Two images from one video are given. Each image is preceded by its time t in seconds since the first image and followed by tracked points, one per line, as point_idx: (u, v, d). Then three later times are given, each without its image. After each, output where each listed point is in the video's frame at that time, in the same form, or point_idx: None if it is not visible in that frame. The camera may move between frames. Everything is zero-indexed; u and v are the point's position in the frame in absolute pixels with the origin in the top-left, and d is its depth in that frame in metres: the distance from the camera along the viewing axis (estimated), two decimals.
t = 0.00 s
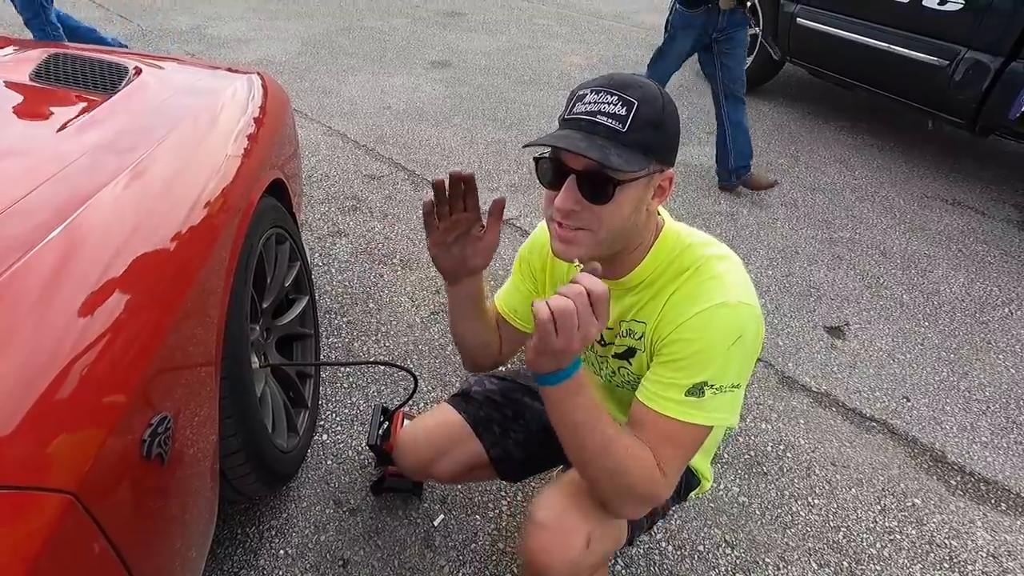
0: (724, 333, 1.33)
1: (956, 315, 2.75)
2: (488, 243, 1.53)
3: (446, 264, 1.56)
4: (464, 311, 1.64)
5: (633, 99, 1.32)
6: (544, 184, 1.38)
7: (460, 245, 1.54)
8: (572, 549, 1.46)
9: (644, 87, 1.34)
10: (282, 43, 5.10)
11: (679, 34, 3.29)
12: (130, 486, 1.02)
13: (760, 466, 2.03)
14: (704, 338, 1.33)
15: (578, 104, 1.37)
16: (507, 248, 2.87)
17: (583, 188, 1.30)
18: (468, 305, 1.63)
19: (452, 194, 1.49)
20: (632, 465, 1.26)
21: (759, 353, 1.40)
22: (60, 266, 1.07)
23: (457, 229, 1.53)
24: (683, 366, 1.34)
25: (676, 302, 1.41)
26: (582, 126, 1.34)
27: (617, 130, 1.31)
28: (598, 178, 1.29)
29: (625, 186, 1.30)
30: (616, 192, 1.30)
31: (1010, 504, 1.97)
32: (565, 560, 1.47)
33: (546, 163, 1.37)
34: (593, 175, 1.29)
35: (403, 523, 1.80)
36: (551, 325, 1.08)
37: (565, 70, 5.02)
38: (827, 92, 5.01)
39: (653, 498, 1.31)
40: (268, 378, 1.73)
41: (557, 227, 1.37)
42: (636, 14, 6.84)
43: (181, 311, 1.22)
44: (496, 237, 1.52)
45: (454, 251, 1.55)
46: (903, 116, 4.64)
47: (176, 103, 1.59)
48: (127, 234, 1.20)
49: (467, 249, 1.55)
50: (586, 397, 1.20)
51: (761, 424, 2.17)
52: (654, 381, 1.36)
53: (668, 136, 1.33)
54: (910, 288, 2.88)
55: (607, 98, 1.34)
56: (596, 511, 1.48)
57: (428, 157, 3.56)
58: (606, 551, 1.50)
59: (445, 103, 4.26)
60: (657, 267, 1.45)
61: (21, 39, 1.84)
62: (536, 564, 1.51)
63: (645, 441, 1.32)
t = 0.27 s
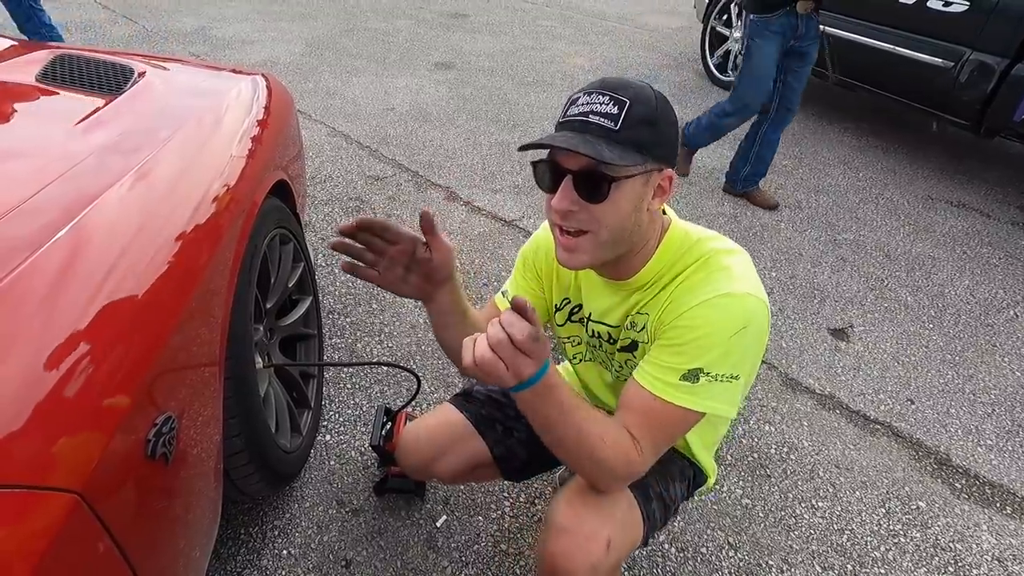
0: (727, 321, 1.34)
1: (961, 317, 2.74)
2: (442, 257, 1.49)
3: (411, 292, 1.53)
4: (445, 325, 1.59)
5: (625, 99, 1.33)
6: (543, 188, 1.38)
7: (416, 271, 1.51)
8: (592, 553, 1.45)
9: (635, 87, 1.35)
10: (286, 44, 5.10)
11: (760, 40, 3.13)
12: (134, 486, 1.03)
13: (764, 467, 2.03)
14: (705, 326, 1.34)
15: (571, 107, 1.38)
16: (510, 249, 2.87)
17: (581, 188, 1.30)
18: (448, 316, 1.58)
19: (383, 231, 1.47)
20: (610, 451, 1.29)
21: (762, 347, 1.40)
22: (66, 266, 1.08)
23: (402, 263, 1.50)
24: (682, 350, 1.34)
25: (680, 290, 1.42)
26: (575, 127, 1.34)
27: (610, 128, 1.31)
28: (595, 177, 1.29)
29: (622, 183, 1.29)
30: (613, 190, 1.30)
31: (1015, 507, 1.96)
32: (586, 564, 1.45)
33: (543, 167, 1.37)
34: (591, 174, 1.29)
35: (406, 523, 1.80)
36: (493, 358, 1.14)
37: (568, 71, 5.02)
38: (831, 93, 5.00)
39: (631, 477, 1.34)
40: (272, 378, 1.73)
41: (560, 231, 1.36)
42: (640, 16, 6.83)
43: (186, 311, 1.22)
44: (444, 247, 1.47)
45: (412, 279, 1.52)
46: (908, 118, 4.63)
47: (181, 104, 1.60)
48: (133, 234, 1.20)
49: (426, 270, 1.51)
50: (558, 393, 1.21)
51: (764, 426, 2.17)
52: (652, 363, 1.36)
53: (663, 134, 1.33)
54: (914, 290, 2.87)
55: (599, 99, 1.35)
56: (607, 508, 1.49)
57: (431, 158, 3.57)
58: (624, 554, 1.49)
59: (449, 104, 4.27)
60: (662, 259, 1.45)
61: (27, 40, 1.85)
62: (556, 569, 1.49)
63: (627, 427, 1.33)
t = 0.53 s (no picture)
0: (728, 326, 1.34)
1: (961, 318, 2.74)
2: (454, 268, 1.48)
3: (421, 302, 1.53)
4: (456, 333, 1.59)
5: (617, 105, 1.33)
6: (540, 194, 1.40)
7: (427, 283, 1.51)
8: (575, 535, 1.46)
9: (628, 92, 1.34)
10: (286, 44, 5.11)
11: (828, 63, 2.96)
12: (134, 484, 1.03)
13: (764, 467, 2.03)
14: (706, 330, 1.34)
15: (565, 113, 1.39)
16: (510, 249, 2.87)
17: (573, 196, 1.31)
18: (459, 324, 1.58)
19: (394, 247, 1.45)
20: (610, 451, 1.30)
21: (764, 350, 1.40)
22: (66, 266, 1.08)
23: (412, 275, 1.49)
24: (683, 353, 1.34)
25: (682, 293, 1.42)
26: (568, 135, 1.35)
27: (602, 136, 1.31)
28: (587, 185, 1.29)
29: (614, 191, 1.30)
30: (606, 198, 1.30)
31: (1014, 507, 1.96)
32: (570, 547, 1.46)
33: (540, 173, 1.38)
34: (582, 182, 1.29)
35: (406, 523, 1.80)
36: (502, 352, 1.15)
37: (569, 71, 5.02)
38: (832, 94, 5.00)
39: (626, 476, 1.35)
40: (272, 377, 1.73)
41: (555, 238, 1.37)
42: (641, 16, 6.83)
43: (186, 310, 1.22)
44: (456, 260, 1.46)
45: (423, 289, 1.52)
46: (908, 119, 4.63)
47: (181, 103, 1.60)
48: (133, 233, 1.20)
49: (437, 281, 1.51)
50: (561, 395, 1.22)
51: (764, 426, 2.17)
52: (652, 365, 1.36)
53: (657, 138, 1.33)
54: (915, 290, 2.87)
55: (591, 106, 1.35)
56: (597, 495, 1.49)
57: (432, 158, 3.57)
58: (610, 540, 1.49)
59: (449, 104, 4.27)
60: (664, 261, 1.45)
61: (28, 40, 1.85)
62: (542, 551, 1.51)
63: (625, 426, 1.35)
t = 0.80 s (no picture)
0: (719, 327, 1.34)
1: (959, 315, 2.74)
2: (454, 265, 1.50)
3: (422, 299, 1.54)
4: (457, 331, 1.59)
5: (625, 101, 1.32)
6: (542, 189, 1.40)
7: (428, 280, 1.52)
8: (563, 526, 1.46)
9: (636, 88, 1.34)
10: (285, 40, 5.10)
11: (912, 87, 2.73)
12: (133, 481, 1.03)
13: (761, 464, 2.03)
14: (697, 330, 1.34)
15: (571, 109, 1.39)
16: (508, 246, 2.87)
17: (577, 193, 1.31)
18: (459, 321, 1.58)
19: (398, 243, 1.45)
20: (600, 446, 1.31)
21: (756, 352, 1.41)
22: (64, 263, 1.08)
23: (413, 272, 1.50)
24: (672, 353, 1.35)
25: (677, 291, 1.42)
26: (574, 130, 1.35)
27: (608, 132, 1.31)
28: (591, 182, 1.29)
29: (618, 189, 1.30)
30: (609, 195, 1.30)
31: (1011, 504, 1.97)
32: (557, 536, 1.47)
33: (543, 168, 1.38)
34: (586, 179, 1.29)
35: (404, 519, 1.81)
36: (493, 346, 1.14)
37: (568, 68, 5.02)
38: (831, 91, 5.00)
39: (613, 470, 1.36)
40: (271, 374, 1.73)
41: (557, 234, 1.37)
42: (640, 13, 6.83)
43: (185, 307, 1.22)
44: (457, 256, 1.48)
45: (423, 287, 1.53)
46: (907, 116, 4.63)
47: (180, 100, 1.60)
48: (131, 229, 1.20)
49: (437, 278, 1.52)
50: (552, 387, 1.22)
51: (762, 423, 2.17)
52: (642, 363, 1.37)
53: (661, 137, 1.32)
54: (912, 288, 2.88)
55: (598, 102, 1.35)
56: (585, 486, 1.50)
57: (430, 155, 3.57)
58: (596, 531, 1.50)
59: (448, 101, 4.27)
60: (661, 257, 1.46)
61: (26, 36, 1.85)
62: (528, 542, 1.51)
63: (614, 421, 1.35)
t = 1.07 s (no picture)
0: (709, 320, 1.34)
1: (957, 311, 2.75)
2: (456, 248, 1.49)
3: (424, 281, 1.53)
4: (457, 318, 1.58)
5: (620, 98, 1.32)
6: (542, 186, 1.39)
7: (430, 262, 1.51)
8: (551, 515, 1.47)
9: (630, 85, 1.34)
10: (284, 36, 5.09)
11: (969, 105, 2.62)
12: (133, 477, 1.03)
13: (760, 460, 2.04)
14: (687, 323, 1.34)
15: (567, 106, 1.38)
16: (508, 243, 2.87)
17: (579, 189, 1.31)
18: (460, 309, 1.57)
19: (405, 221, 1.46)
20: (595, 436, 1.31)
21: (747, 345, 1.40)
22: (62, 260, 1.08)
23: (418, 253, 1.50)
24: (661, 345, 1.35)
25: (668, 284, 1.42)
26: (572, 128, 1.34)
27: (607, 129, 1.31)
28: (593, 178, 1.30)
29: (619, 184, 1.30)
30: (610, 190, 1.30)
31: (1009, 500, 1.97)
32: (545, 526, 1.47)
33: (542, 165, 1.37)
34: (588, 175, 1.30)
35: (404, 515, 1.81)
36: (498, 330, 1.15)
37: (567, 64, 5.01)
38: (830, 87, 5.00)
39: (603, 461, 1.36)
40: (270, 370, 1.74)
41: (557, 231, 1.37)
42: (638, 8, 6.81)
43: (183, 303, 1.23)
44: (459, 238, 1.46)
45: (427, 270, 1.53)
46: (906, 112, 4.63)
47: (179, 96, 1.59)
48: (130, 225, 1.20)
49: (440, 261, 1.51)
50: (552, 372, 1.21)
51: (761, 419, 2.18)
52: (631, 355, 1.37)
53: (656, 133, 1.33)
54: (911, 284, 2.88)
55: (595, 98, 1.34)
56: (575, 477, 1.51)
57: (430, 152, 3.56)
58: (585, 523, 1.50)
59: (447, 97, 4.26)
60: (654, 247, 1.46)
61: (24, 33, 1.85)
62: (517, 530, 1.52)
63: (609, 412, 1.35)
